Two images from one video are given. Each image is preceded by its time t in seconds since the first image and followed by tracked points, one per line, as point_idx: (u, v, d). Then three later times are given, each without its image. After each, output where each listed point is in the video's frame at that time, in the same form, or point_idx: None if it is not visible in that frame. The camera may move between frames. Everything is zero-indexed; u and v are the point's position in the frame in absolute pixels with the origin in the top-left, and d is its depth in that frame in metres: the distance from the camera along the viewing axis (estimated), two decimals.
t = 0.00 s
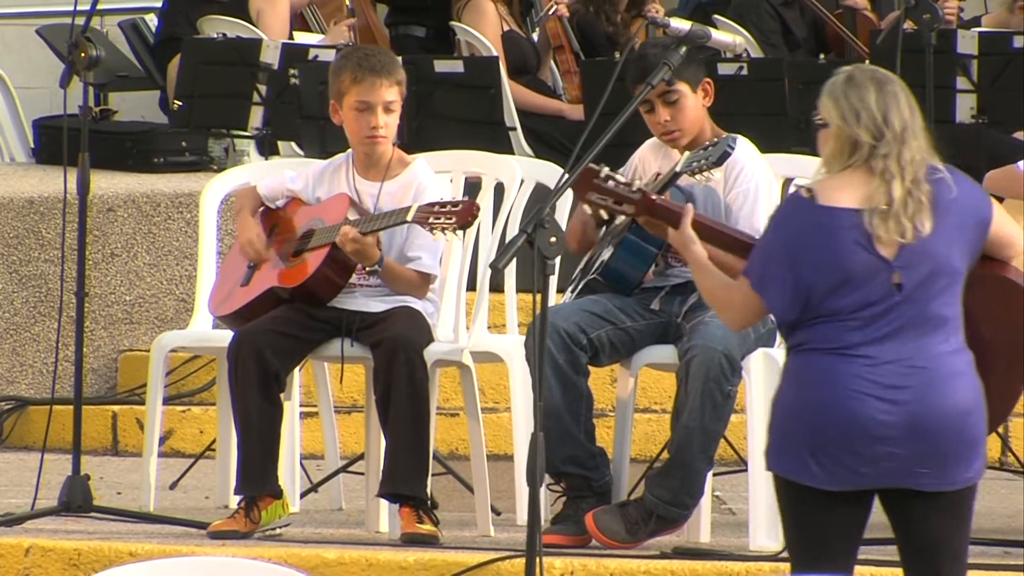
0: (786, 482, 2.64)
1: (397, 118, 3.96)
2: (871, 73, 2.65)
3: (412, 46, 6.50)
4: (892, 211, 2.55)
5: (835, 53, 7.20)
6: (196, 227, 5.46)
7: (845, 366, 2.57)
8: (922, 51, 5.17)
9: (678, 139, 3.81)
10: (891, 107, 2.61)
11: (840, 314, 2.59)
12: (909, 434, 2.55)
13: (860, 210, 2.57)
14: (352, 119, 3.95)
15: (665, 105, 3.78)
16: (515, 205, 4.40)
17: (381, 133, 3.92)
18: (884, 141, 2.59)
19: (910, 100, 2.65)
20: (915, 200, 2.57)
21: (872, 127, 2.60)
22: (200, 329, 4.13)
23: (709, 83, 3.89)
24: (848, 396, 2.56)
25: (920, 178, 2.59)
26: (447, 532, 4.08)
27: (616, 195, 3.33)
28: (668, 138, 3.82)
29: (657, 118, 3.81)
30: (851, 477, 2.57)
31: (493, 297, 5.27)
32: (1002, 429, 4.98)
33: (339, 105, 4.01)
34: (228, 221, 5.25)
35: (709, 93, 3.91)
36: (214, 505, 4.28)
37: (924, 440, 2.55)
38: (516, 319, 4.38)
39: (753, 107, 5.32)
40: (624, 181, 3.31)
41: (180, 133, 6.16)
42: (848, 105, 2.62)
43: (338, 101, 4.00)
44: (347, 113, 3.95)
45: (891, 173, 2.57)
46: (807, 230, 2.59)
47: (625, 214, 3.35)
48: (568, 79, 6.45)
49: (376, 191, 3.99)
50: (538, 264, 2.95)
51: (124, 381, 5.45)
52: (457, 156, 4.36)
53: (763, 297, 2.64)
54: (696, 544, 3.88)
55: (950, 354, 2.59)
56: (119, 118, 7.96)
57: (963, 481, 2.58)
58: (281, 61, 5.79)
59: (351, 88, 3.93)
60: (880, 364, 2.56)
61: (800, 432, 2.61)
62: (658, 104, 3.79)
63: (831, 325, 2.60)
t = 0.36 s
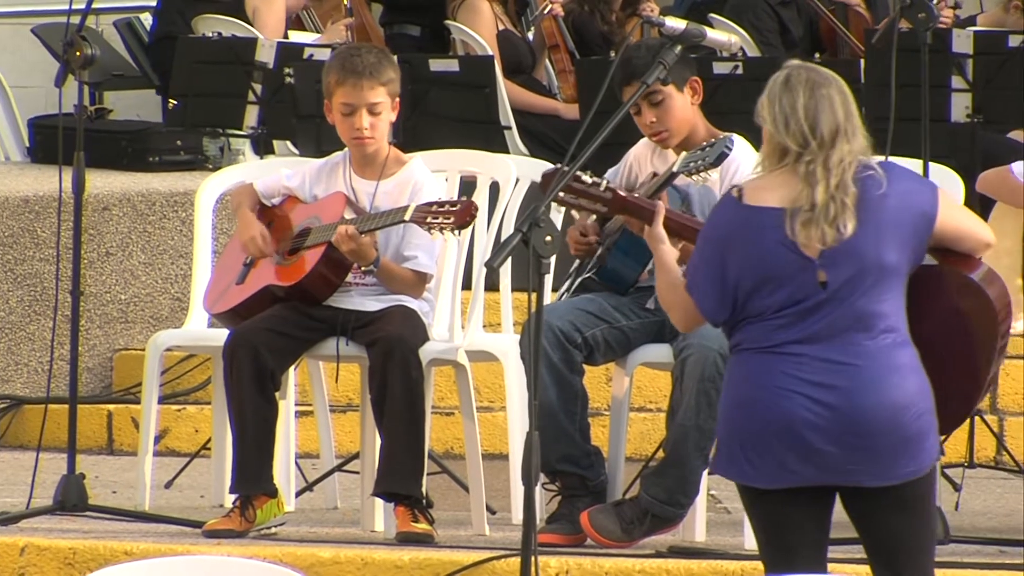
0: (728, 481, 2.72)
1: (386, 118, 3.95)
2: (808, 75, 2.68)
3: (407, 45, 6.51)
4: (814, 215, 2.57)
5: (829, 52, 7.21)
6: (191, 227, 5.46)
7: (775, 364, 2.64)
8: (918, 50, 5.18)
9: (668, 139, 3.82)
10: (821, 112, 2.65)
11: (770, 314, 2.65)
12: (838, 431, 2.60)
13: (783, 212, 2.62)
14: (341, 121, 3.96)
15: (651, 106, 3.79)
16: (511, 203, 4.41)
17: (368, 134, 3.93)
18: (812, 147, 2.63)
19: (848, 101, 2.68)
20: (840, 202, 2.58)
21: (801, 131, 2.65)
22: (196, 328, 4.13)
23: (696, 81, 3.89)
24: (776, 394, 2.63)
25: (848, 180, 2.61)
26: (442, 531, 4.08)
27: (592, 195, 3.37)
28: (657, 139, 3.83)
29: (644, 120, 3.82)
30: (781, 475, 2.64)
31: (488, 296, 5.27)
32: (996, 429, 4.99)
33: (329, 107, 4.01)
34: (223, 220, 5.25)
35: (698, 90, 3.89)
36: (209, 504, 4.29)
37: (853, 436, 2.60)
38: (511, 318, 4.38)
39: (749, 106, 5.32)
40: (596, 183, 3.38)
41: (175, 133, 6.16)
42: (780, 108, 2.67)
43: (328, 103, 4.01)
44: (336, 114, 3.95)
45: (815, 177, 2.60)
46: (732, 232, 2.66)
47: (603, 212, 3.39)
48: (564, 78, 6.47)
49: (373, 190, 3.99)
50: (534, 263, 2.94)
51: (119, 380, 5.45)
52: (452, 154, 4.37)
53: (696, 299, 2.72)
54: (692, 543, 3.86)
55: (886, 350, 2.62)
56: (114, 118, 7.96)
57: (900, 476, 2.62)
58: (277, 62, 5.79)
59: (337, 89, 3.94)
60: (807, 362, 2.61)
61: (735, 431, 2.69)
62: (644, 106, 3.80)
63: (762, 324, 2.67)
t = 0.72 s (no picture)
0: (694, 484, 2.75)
1: (364, 118, 3.96)
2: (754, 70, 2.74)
3: (387, 45, 6.51)
4: (761, 208, 2.62)
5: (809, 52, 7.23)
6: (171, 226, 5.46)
7: (732, 365, 2.67)
8: (899, 50, 5.21)
9: (651, 137, 3.83)
10: (767, 103, 2.70)
11: (727, 316, 2.69)
12: (796, 430, 2.62)
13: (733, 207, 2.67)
14: (318, 123, 3.97)
15: (635, 103, 3.80)
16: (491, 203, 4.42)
17: (346, 135, 3.93)
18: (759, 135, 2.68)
19: (796, 91, 2.73)
20: (788, 191, 2.63)
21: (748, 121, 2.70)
22: (176, 328, 4.13)
23: (677, 79, 3.92)
24: (734, 395, 2.66)
25: (796, 168, 2.65)
26: (423, 531, 4.09)
27: (570, 206, 3.52)
28: (640, 138, 3.84)
29: (628, 118, 3.83)
30: (741, 476, 2.66)
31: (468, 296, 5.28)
32: (976, 429, 5.01)
33: (307, 109, 4.02)
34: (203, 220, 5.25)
35: (679, 88, 3.93)
36: (189, 504, 4.29)
37: (811, 436, 2.62)
38: (491, 318, 4.39)
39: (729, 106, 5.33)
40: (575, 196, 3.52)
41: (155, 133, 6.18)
42: (727, 103, 2.74)
43: (305, 105, 4.01)
44: (313, 116, 3.96)
45: (761, 164, 2.65)
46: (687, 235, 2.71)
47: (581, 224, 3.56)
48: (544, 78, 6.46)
49: (352, 190, 4.00)
50: (514, 264, 2.95)
51: (99, 380, 5.45)
52: (431, 155, 4.38)
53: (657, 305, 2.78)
54: (672, 543, 3.85)
55: (843, 349, 2.63)
56: (95, 118, 7.94)
57: (860, 475, 2.62)
58: (257, 62, 5.75)
59: (314, 91, 3.94)
60: (763, 363, 2.64)
61: (698, 434, 2.72)
62: (628, 103, 3.81)
63: (720, 327, 2.70)
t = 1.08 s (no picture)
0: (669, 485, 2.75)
1: (339, 118, 3.97)
2: (725, 71, 2.77)
3: (360, 46, 6.51)
4: (734, 208, 2.64)
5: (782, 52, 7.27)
6: (144, 227, 5.45)
7: (707, 365, 2.68)
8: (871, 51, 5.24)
9: (627, 135, 3.85)
10: (736, 105, 2.73)
11: (701, 317, 2.70)
12: (771, 430, 2.63)
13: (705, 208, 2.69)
14: (293, 121, 3.98)
15: (612, 100, 3.81)
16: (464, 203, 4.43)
17: (321, 134, 3.94)
18: (728, 139, 2.72)
19: (765, 91, 2.76)
20: (759, 196, 2.65)
21: (719, 125, 2.74)
22: (149, 329, 4.12)
23: (652, 79, 3.97)
24: (708, 395, 2.67)
25: (768, 170, 2.68)
26: (396, 532, 4.09)
27: (558, 211, 3.56)
28: (615, 136, 3.86)
29: (604, 114, 3.84)
30: (717, 476, 2.67)
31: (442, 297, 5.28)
32: (949, 430, 5.05)
33: (281, 108, 4.02)
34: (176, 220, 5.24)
35: (654, 88, 3.97)
36: (162, 505, 4.28)
37: (786, 435, 2.63)
38: (465, 319, 4.39)
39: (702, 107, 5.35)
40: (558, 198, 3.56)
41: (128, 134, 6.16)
42: (697, 107, 2.77)
43: (280, 103, 4.02)
44: (288, 114, 3.96)
45: (732, 168, 2.68)
46: (659, 237, 2.73)
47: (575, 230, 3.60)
48: (518, 80, 6.48)
49: (324, 191, 4.00)
50: (487, 265, 2.95)
51: (72, 381, 5.43)
52: (405, 156, 4.38)
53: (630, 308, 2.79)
54: (645, 543, 3.86)
55: (817, 349, 2.65)
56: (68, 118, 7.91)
57: (835, 474, 2.64)
58: (230, 62, 5.77)
59: (290, 89, 3.95)
60: (738, 363, 2.66)
61: (673, 435, 2.73)
62: (605, 100, 3.82)
63: (694, 329, 2.72)
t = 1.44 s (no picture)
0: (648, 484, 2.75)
1: (315, 118, 3.98)
2: (690, 75, 2.77)
3: (334, 45, 6.50)
4: (707, 213, 2.65)
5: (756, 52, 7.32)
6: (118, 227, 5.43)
7: (685, 362, 2.69)
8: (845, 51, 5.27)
9: (604, 136, 3.86)
10: (700, 110, 2.74)
11: (677, 314, 2.71)
12: (754, 424, 2.65)
13: (676, 212, 2.69)
14: (269, 121, 3.98)
15: (588, 102, 3.83)
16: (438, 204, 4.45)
17: (298, 134, 3.94)
18: (693, 151, 2.72)
19: (730, 97, 2.76)
20: (731, 206, 2.66)
21: (684, 135, 2.74)
22: (123, 328, 4.12)
23: (628, 80, 3.98)
24: (690, 392, 2.67)
25: (736, 178, 2.69)
26: (370, 531, 4.09)
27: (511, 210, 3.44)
28: (592, 139, 3.87)
29: (581, 116, 3.85)
30: (700, 473, 2.67)
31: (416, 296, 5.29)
32: (923, 430, 5.08)
33: (258, 107, 4.02)
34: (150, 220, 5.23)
35: (630, 89, 3.99)
36: (136, 505, 4.27)
37: (769, 429, 2.64)
38: (440, 319, 4.40)
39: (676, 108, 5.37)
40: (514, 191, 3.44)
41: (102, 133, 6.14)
42: (662, 115, 2.77)
43: (257, 103, 4.02)
44: (265, 113, 3.96)
45: (701, 179, 2.69)
46: (632, 236, 2.73)
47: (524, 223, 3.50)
48: (492, 78, 6.50)
49: (297, 191, 3.99)
50: (461, 264, 2.95)
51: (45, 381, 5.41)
52: (379, 156, 4.39)
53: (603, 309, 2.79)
54: (619, 543, 3.87)
55: (796, 341, 2.67)
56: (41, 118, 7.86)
57: (818, 467, 2.66)
58: (204, 62, 5.78)
59: (268, 88, 3.96)
60: (718, 358, 2.66)
61: (653, 434, 2.73)
62: (580, 101, 3.84)
63: (671, 326, 2.72)
